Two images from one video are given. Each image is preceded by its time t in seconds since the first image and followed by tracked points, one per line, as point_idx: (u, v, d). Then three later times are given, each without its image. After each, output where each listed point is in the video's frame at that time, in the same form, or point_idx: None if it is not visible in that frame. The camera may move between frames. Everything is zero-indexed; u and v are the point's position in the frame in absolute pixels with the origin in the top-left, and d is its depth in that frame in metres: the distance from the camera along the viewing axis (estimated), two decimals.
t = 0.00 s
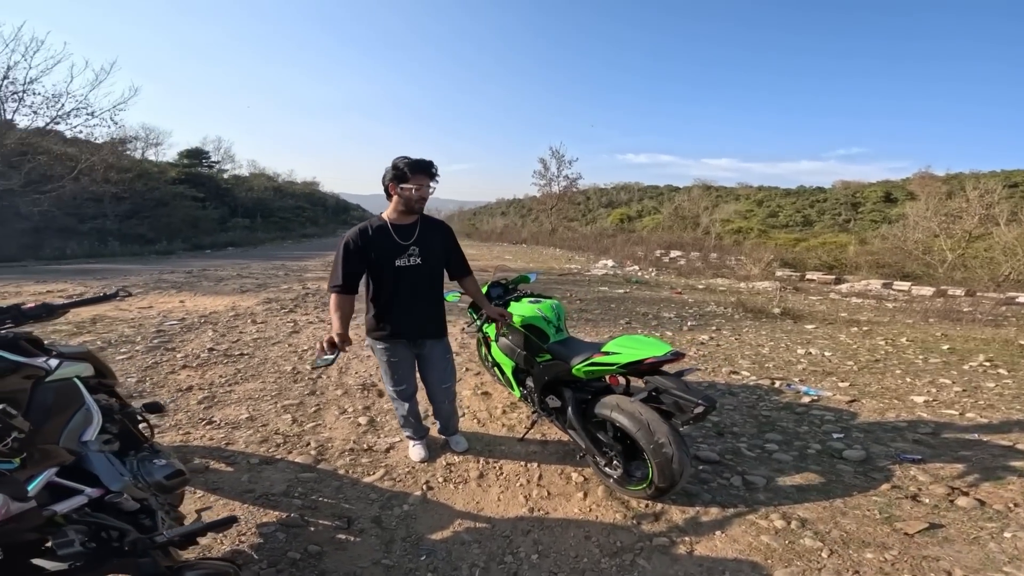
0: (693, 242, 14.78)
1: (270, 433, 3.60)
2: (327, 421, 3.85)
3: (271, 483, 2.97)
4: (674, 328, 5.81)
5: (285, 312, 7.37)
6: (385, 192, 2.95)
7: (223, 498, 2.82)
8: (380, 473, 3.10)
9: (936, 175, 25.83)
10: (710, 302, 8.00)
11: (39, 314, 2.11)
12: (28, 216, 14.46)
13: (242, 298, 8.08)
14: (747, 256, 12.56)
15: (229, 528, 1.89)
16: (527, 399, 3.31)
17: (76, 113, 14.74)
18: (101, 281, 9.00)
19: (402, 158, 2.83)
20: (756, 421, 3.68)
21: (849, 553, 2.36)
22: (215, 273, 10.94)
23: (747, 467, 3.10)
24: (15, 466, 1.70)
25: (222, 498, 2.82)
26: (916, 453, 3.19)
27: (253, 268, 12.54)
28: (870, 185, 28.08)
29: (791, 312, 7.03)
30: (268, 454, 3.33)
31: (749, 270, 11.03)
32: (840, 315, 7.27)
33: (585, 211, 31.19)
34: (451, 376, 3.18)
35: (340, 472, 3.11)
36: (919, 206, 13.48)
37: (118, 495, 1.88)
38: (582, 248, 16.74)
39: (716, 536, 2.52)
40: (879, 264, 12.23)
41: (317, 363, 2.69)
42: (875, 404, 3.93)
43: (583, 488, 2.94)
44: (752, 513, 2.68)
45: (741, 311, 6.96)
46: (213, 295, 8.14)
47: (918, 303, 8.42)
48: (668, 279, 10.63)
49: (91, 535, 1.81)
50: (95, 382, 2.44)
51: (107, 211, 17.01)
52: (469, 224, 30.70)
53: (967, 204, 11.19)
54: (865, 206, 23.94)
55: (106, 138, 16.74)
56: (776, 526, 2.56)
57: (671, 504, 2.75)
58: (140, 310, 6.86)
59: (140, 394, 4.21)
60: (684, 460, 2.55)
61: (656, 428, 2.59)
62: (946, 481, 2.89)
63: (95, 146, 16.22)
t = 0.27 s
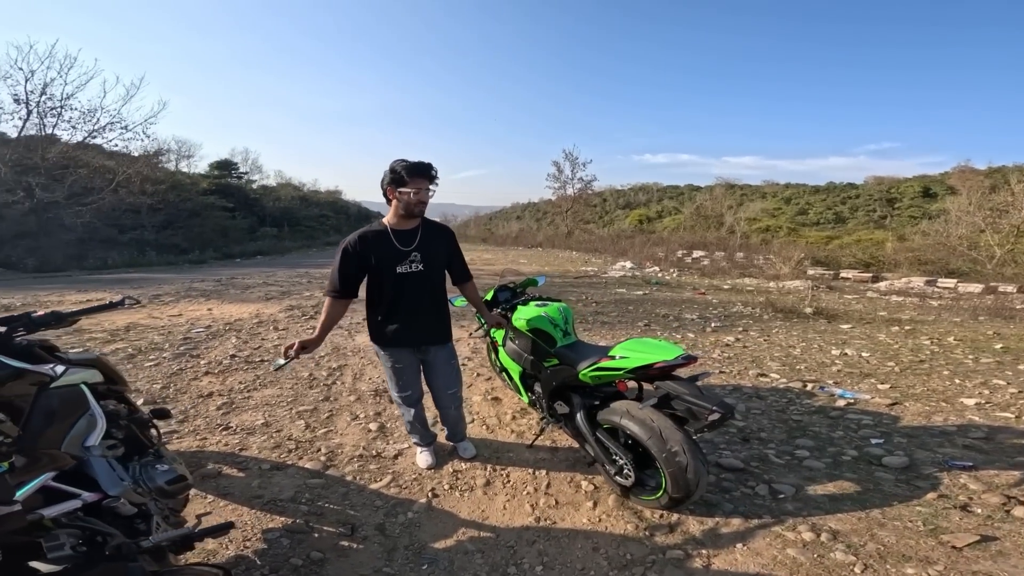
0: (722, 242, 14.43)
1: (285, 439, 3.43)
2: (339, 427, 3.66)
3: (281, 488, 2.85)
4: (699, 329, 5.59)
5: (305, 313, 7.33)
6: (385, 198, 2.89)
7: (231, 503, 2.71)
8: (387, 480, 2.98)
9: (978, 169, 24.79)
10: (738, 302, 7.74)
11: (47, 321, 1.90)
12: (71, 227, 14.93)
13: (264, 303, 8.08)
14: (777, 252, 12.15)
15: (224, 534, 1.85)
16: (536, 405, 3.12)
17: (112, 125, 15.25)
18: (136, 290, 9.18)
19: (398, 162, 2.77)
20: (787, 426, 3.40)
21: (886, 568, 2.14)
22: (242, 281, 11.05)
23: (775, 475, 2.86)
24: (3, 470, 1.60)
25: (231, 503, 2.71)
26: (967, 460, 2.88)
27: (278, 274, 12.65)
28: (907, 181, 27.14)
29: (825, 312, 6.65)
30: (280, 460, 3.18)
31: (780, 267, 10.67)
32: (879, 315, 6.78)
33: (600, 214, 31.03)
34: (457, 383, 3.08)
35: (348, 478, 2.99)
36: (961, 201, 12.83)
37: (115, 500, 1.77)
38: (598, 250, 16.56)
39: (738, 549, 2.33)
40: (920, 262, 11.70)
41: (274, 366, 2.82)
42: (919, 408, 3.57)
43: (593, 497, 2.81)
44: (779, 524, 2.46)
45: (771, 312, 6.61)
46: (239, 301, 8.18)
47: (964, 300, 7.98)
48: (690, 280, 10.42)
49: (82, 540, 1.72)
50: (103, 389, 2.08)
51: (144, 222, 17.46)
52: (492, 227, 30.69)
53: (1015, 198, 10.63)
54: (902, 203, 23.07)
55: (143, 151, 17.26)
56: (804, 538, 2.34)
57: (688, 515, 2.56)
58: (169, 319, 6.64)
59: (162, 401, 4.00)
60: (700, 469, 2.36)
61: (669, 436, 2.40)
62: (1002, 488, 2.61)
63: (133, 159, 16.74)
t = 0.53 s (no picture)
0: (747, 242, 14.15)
1: (301, 444, 3.43)
2: (355, 432, 3.64)
3: (296, 494, 2.83)
4: (723, 331, 5.43)
5: (328, 317, 7.37)
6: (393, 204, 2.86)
7: (249, 508, 2.68)
8: (400, 486, 2.95)
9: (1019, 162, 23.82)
10: (764, 301, 7.54)
11: (69, 327, 1.87)
12: (105, 235, 15.38)
13: (286, 307, 8.15)
14: (804, 251, 11.85)
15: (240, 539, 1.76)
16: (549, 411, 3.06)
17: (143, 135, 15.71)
18: (167, 295, 9.39)
19: (405, 166, 2.75)
20: (816, 431, 3.09)
21: None
22: (267, 286, 11.20)
23: (804, 482, 2.60)
24: (18, 477, 1.52)
25: (248, 508, 2.67)
26: (1019, 468, 2.55)
27: (304, 279, 12.82)
28: (941, 177, 26.27)
29: (854, 313, 6.39)
30: (296, 465, 3.17)
31: (808, 267, 10.40)
32: (914, 314, 6.57)
33: (622, 215, 30.83)
34: (469, 389, 3.05)
35: (362, 484, 2.96)
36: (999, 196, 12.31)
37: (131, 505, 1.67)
38: (613, 252, 16.43)
39: (764, 559, 2.13)
40: (956, 260, 11.26)
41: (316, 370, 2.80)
42: (961, 412, 3.21)
43: (608, 505, 2.74)
44: (809, 535, 2.22)
45: (797, 314, 6.39)
46: (262, 306, 8.28)
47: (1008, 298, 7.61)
48: (715, 280, 10.21)
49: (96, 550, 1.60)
50: (125, 394, 1.98)
51: (174, 229, 17.81)
52: (514, 230, 30.68)
53: None
54: (934, 200, 22.39)
55: (172, 159, 17.70)
56: (835, 548, 2.12)
57: (709, 523, 2.38)
58: (196, 323, 6.78)
59: (185, 405, 4.03)
60: (723, 478, 2.13)
61: (688, 443, 2.17)
62: None
63: (163, 167, 17.19)
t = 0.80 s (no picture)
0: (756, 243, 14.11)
1: (315, 447, 3.39)
2: (368, 435, 3.60)
3: (311, 498, 2.80)
4: (737, 333, 5.39)
5: (339, 317, 7.33)
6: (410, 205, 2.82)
7: (267, 514, 2.63)
8: (413, 491, 2.91)
9: None
10: (776, 302, 7.50)
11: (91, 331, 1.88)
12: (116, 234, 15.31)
13: (295, 308, 8.11)
14: (814, 253, 11.82)
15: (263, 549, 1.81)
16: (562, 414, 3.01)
17: (154, 135, 15.73)
18: (177, 295, 9.36)
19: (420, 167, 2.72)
20: (837, 435, 3.05)
21: None
22: (275, 286, 11.17)
23: (828, 487, 2.57)
24: (47, 489, 1.47)
25: (266, 514, 2.62)
26: None
27: (313, 279, 12.80)
28: (949, 178, 26.18)
29: (868, 315, 6.34)
30: (309, 469, 3.14)
31: (819, 268, 10.36)
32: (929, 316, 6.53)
33: (627, 216, 30.82)
34: (484, 393, 3.00)
35: (376, 489, 2.92)
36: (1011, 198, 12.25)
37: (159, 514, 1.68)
38: (619, 252, 16.38)
39: (790, 565, 2.10)
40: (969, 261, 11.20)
41: (394, 365, 2.67)
42: (986, 415, 3.17)
43: (624, 509, 2.69)
44: (838, 538, 2.20)
45: (810, 315, 6.35)
46: (271, 306, 8.24)
47: None
48: (724, 281, 10.18)
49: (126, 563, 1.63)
50: (145, 399, 1.98)
51: (183, 228, 17.67)
52: (519, 230, 30.66)
53: None
54: (943, 202, 22.36)
55: (181, 158, 17.70)
56: (866, 552, 2.09)
57: (731, 527, 2.35)
58: (207, 323, 6.74)
59: (198, 407, 3.98)
60: (749, 483, 2.08)
61: (713, 448, 2.13)
62: None
63: (172, 166, 17.19)
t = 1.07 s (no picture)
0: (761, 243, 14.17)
1: (331, 451, 3.37)
2: (382, 438, 3.59)
3: (330, 504, 2.78)
4: (749, 335, 5.41)
5: (348, 317, 7.29)
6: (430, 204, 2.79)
7: (289, 519, 2.63)
8: (429, 496, 2.89)
9: None
10: (785, 303, 7.53)
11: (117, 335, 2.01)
12: (123, 233, 15.34)
13: (303, 307, 8.07)
14: (819, 253, 11.89)
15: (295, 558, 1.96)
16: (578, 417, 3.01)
17: (161, 133, 15.67)
18: (185, 294, 9.31)
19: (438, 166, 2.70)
20: (856, 436, 3.25)
21: None
22: (282, 285, 11.10)
23: (851, 488, 2.71)
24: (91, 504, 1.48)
25: (288, 520, 2.62)
26: None
27: (319, 278, 12.75)
28: (950, 179, 26.33)
29: (878, 316, 6.38)
30: (327, 474, 3.12)
31: (825, 269, 10.41)
32: (940, 318, 6.57)
33: (628, 215, 30.88)
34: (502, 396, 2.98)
35: (394, 494, 2.91)
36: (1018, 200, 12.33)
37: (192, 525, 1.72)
38: (623, 252, 16.38)
39: (818, 566, 2.18)
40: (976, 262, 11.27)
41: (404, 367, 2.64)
42: (1006, 417, 3.39)
43: (643, 512, 2.68)
44: (866, 540, 2.31)
45: (820, 317, 6.39)
46: (279, 305, 8.19)
47: None
48: (731, 281, 10.22)
49: None
50: (170, 405, 2.07)
51: (188, 227, 17.55)
52: (521, 229, 30.66)
53: None
54: (951, 201, 22.47)
55: (186, 157, 17.61)
56: (895, 554, 2.20)
57: (756, 530, 2.41)
58: (216, 323, 6.69)
59: (212, 409, 3.95)
60: (780, 485, 2.18)
61: (743, 452, 2.22)
62: None
63: (177, 165, 17.11)
